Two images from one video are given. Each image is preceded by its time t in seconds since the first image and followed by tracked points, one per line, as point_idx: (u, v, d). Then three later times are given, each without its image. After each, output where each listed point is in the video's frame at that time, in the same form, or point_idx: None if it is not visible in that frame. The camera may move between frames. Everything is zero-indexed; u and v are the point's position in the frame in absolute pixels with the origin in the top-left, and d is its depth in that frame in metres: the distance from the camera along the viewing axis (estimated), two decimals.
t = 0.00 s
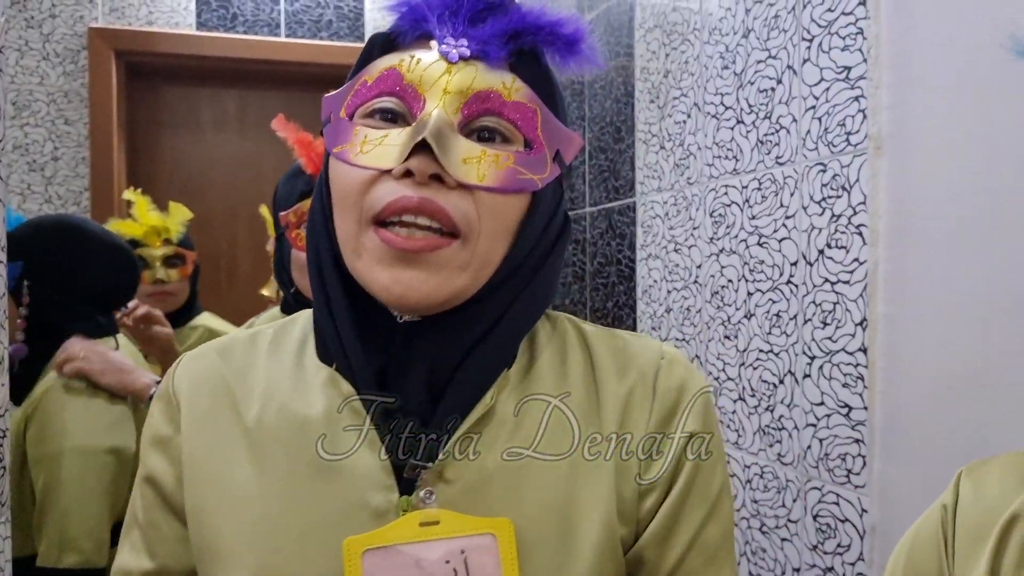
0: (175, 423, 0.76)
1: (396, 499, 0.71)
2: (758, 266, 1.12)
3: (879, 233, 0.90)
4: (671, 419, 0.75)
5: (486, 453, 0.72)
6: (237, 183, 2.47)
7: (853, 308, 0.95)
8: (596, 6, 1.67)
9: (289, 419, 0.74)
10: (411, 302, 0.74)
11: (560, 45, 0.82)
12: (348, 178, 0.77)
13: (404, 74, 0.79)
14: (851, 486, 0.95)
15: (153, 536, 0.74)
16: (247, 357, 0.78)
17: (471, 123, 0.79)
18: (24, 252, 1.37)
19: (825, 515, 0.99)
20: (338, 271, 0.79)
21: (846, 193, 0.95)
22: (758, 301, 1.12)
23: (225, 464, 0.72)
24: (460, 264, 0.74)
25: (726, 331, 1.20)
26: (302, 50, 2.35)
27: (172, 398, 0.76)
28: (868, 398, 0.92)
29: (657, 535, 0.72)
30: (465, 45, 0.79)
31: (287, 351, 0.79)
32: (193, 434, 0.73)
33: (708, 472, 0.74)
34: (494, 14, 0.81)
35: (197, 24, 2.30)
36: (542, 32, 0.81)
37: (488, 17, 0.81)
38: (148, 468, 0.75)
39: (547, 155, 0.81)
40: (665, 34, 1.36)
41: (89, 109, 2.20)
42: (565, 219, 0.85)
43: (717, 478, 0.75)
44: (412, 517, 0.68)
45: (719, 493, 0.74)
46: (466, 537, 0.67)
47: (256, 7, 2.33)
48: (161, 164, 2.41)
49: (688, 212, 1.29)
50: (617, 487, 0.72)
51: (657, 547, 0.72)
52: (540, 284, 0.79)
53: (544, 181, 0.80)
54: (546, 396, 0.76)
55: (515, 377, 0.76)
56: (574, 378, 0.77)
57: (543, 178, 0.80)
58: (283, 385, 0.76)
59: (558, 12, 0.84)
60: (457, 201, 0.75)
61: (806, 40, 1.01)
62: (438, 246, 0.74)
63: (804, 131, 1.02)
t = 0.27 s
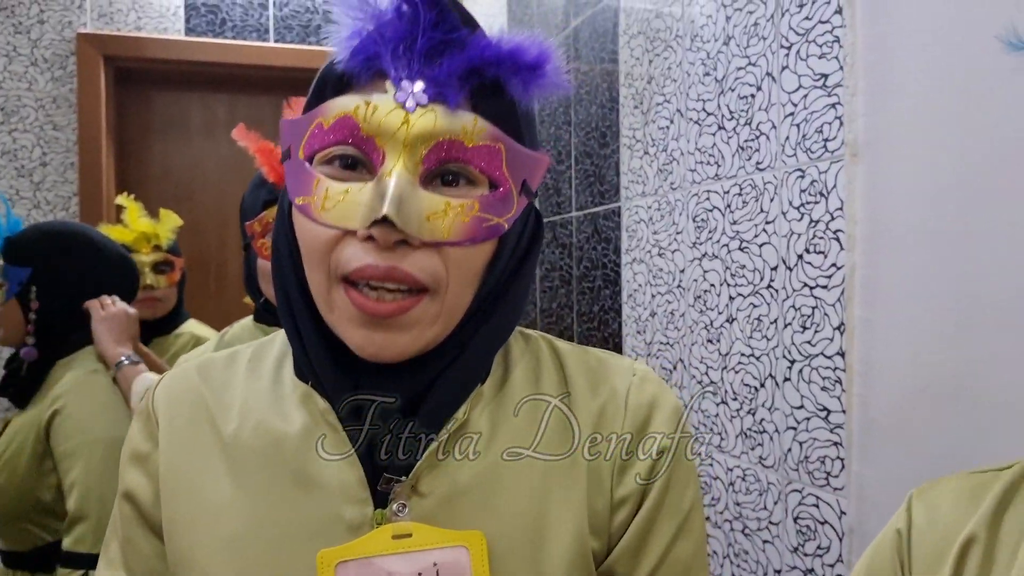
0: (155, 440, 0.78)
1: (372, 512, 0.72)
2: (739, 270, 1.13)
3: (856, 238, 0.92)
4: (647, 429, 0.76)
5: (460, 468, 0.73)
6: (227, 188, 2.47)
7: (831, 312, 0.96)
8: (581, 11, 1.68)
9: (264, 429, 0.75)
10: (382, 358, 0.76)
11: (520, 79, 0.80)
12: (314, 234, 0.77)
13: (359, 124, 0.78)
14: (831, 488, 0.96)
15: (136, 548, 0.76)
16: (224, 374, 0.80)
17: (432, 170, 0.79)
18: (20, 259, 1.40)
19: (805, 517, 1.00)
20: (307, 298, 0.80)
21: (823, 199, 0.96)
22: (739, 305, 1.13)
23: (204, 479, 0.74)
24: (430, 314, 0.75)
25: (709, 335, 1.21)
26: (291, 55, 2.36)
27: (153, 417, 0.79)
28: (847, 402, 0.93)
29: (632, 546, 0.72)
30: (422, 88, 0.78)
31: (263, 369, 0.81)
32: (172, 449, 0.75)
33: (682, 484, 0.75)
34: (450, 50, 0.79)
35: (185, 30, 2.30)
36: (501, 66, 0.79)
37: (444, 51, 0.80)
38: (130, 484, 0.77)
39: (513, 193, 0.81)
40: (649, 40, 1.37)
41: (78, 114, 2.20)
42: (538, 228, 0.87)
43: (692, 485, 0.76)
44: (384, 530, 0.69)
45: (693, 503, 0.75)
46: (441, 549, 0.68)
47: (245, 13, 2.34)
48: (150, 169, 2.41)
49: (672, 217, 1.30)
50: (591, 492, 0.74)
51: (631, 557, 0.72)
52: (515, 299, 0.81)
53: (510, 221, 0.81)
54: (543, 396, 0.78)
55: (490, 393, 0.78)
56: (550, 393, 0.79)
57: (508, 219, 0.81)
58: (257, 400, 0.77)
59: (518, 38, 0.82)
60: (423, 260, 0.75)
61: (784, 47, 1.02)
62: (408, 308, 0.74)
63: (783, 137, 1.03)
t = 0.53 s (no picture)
0: (137, 449, 0.80)
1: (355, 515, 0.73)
2: (728, 273, 1.13)
3: (841, 241, 0.92)
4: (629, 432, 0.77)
5: (442, 469, 0.75)
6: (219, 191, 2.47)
7: (818, 314, 0.97)
8: (571, 15, 1.69)
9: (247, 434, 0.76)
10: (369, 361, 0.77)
11: (502, 87, 0.82)
12: (300, 241, 0.78)
13: (345, 132, 0.80)
14: (817, 490, 0.96)
15: (121, 555, 0.77)
16: (210, 383, 0.82)
17: (417, 177, 0.80)
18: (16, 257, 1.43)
19: (793, 518, 1.01)
20: (291, 305, 0.81)
21: (810, 202, 0.97)
22: (728, 308, 1.14)
23: (188, 485, 0.75)
24: (414, 315, 0.76)
25: (698, 338, 1.21)
26: (283, 59, 2.36)
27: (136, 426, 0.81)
28: (833, 404, 0.94)
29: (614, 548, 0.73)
30: (407, 95, 0.80)
31: (247, 378, 0.83)
32: (155, 457, 0.76)
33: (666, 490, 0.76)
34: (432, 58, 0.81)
35: (177, 34, 2.30)
36: (483, 75, 0.81)
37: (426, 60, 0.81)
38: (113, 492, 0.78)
39: (496, 197, 0.83)
40: (637, 44, 1.38)
41: (69, 118, 2.20)
42: (518, 231, 0.89)
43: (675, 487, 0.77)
44: (368, 532, 0.70)
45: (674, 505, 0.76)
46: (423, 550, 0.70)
47: (237, 16, 2.34)
48: (142, 173, 2.41)
49: (661, 221, 1.31)
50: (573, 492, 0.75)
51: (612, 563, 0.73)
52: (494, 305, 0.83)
53: (494, 226, 0.83)
54: (545, 396, 0.80)
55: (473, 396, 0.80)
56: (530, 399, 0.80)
57: (492, 222, 0.82)
58: (242, 407, 0.79)
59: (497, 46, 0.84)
60: (411, 265, 0.77)
61: (771, 52, 1.03)
62: (394, 306, 0.76)
63: (770, 141, 1.04)
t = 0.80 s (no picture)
0: (88, 449, 0.78)
1: (311, 522, 0.71)
2: (718, 273, 1.14)
3: (830, 240, 0.93)
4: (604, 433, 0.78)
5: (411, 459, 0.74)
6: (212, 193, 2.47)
7: (807, 313, 0.97)
8: (563, 16, 1.69)
9: (205, 432, 0.75)
10: (326, 320, 0.74)
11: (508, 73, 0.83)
12: (277, 183, 0.77)
13: (342, 80, 0.79)
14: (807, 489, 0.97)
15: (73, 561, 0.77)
16: (164, 379, 0.80)
17: (408, 140, 0.79)
18: (13, 257, 1.40)
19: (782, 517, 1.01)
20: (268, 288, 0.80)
21: (798, 202, 0.97)
22: (718, 307, 1.14)
23: (142, 488, 0.74)
24: (383, 285, 0.75)
25: (689, 337, 1.22)
26: (275, 61, 2.36)
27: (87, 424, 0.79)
28: (822, 403, 0.94)
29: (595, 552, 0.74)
30: (411, 61, 0.80)
31: (203, 372, 0.81)
32: (107, 457, 0.75)
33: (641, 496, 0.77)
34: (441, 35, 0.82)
35: (169, 35, 2.30)
36: (491, 58, 0.82)
37: (436, 36, 0.82)
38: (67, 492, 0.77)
39: (483, 182, 0.82)
40: (629, 45, 1.38)
41: (61, 120, 2.20)
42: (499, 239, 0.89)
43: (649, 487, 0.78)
44: (324, 542, 0.68)
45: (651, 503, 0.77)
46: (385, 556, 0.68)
47: (229, 18, 2.34)
48: (136, 174, 2.41)
49: (652, 220, 1.31)
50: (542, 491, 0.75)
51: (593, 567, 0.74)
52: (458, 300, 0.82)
53: (477, 207, 0.81)
54: (545, 396, 0.80)
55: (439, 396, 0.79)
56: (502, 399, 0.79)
57: (474, 204, 0.81)
58: (196, 405, 0.77)
59: (507, 41, 0.85)
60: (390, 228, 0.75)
61: (760, 52, 1.04)
62: (361, 266, 0.74)
63: (759, 140, 1.04)
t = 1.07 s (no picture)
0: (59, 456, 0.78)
1: (287, 524, 0.71)
2: (711, 275, 1.15)
3: (819, 242, 0.94)
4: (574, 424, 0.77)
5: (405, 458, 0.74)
6: (209, 196, 2.48)
7: (798, 315, 0.98)
8: (558, 19, 1.70)
9: (178, 438, 0.75)
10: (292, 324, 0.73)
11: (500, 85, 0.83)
12: (253, 183, 0.77)
13: (328, 83, 0.80)
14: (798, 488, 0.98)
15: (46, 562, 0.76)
16: (133, 385, 0.79)
17: (388, 150, 0.79)
18: (18, 261, 1.40)
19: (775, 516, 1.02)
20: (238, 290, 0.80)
21: (789, 205, 0.98)
22: (711, 309, 1.15)
23: (111, 494, 0.74)
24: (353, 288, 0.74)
25: (682, 338, 1.22)
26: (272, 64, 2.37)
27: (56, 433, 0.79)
28: (813, 404, 0.95)
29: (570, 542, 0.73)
30: (400, 67, 0.80)
31: (172, 378, 0.80)
32: (77, 466, 0.75)
33: (612, 482, 0.76)
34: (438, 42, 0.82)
35: (166, 40, 2.31)
36: (483, 69, 0.83)
37: (431, 41, 0.82)
38: (43, 500, 0.77)
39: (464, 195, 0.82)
40: (622, 49, 1.39)
41: (59, 124, 2.21)
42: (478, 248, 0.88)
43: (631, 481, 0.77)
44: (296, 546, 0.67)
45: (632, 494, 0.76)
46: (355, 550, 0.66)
47: (226, 22, 2.35)
48: (133, 178, 2.41)
49: (646, 223, 1.32)
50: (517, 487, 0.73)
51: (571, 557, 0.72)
52: (436, 305, 0.81)
53: (457, 218, 0.81)
54: (548, 396, 0.79)
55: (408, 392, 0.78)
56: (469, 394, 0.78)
57: (453, 220, 0.80)
58: (166, 412, 0.77)
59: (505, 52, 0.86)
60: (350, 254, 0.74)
61: (750, 56, 1.04)
62: (330, 274, 0.73)
63: (750, 144, 1.05)
